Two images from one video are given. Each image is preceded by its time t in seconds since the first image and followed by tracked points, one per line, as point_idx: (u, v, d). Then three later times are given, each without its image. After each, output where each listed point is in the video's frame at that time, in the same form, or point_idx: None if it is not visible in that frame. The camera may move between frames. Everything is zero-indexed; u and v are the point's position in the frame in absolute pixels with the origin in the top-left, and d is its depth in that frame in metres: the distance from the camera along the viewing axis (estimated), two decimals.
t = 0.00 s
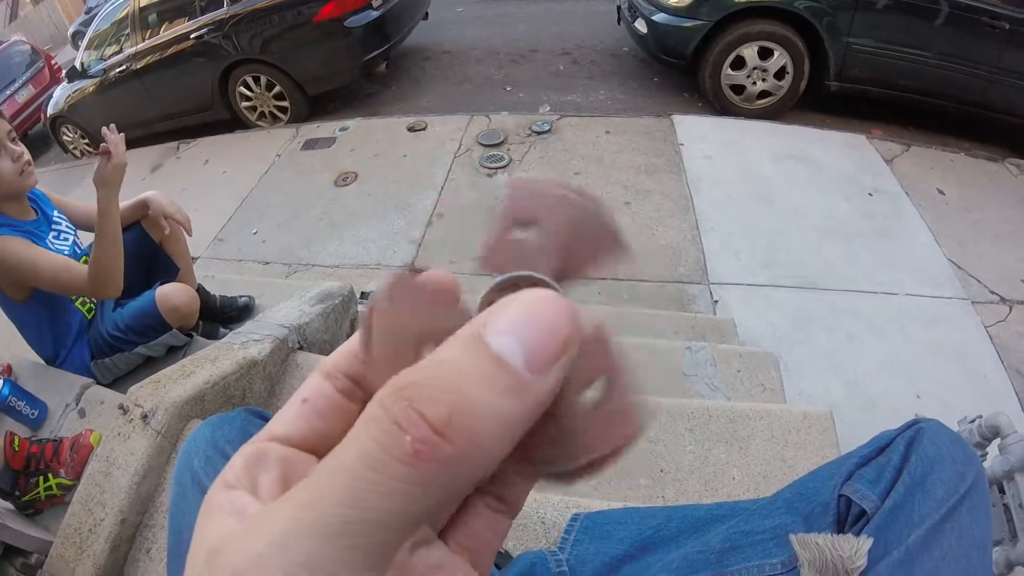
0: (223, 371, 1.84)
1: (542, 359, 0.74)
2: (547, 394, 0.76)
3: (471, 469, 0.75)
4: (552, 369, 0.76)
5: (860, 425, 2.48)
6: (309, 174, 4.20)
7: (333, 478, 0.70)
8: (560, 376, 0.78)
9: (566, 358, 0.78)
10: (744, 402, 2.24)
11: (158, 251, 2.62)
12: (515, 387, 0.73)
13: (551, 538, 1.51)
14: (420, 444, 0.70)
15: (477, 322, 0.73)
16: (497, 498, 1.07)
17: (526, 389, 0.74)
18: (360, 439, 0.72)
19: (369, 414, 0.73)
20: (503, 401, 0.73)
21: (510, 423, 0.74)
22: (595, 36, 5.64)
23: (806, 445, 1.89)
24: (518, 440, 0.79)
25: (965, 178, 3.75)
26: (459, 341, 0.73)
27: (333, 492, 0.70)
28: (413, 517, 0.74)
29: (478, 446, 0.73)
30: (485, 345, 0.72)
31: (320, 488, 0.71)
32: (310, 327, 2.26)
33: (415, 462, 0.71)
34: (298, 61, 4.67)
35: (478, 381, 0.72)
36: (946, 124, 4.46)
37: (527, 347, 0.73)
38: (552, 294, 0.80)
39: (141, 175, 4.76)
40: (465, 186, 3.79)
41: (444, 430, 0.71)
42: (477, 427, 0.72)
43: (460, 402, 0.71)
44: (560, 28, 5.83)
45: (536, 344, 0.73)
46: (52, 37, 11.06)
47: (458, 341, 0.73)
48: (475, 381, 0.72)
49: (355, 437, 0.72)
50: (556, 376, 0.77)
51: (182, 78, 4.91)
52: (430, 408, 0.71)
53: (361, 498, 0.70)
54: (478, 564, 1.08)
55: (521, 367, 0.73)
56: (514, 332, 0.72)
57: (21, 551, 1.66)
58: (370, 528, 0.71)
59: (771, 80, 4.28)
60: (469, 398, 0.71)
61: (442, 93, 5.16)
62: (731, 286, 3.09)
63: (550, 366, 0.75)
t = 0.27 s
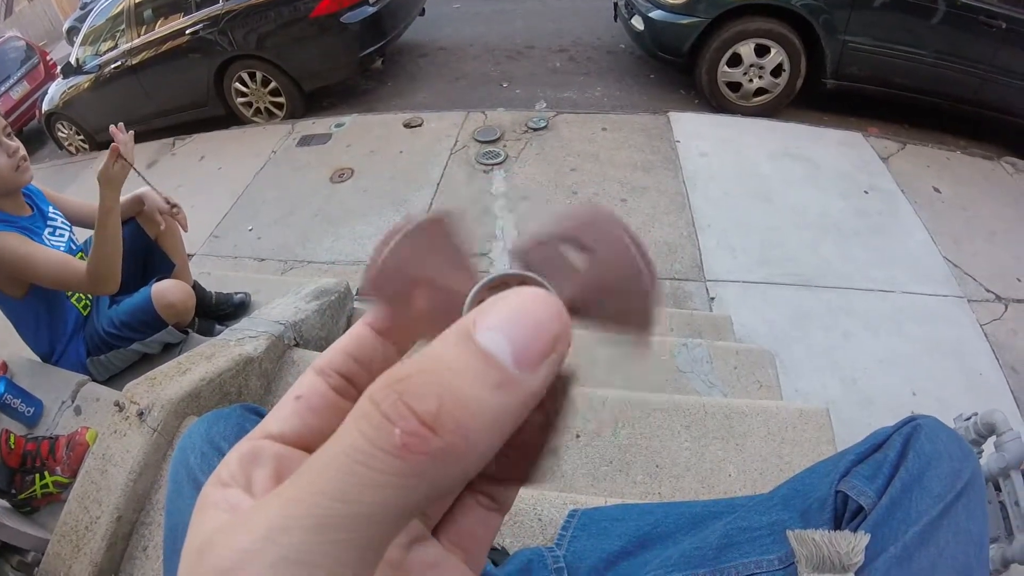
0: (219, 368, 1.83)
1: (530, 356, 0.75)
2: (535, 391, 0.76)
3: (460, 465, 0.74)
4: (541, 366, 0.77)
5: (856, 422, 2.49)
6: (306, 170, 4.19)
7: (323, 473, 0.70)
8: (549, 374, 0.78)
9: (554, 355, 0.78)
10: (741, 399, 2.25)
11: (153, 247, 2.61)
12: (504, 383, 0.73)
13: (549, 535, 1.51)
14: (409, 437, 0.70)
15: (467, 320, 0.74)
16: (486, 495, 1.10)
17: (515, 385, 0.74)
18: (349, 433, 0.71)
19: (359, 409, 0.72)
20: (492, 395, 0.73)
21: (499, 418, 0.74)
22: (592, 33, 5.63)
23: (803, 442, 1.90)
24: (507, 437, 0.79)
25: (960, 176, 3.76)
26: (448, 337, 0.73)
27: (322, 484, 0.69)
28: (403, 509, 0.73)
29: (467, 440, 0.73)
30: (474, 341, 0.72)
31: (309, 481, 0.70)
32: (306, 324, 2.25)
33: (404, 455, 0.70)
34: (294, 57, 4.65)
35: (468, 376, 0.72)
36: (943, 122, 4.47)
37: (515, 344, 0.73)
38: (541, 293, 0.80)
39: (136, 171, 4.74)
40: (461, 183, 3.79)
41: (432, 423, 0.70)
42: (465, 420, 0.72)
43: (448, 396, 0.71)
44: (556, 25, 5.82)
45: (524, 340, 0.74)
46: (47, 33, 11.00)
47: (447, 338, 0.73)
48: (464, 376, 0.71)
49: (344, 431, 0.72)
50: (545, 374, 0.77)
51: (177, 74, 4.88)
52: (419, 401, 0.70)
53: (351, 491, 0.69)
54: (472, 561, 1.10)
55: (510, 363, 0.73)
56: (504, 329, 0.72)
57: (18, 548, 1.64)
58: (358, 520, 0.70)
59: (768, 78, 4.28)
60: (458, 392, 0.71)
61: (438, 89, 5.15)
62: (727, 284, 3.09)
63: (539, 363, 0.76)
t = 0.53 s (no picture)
0: (217, 360, 1.82)
1: (520, 347, 0.74)
2: (526, 382, 0.75)
3: (449, 452, 0.73)
4: (531, 356, 0.76)
5: (854, 418, 2.49)
6: (304, 163, 4.17)
7: (313, 456, 0.70)
8: (540, 365, 0.77)
9: (545, 346, 0.77)
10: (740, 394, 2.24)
11: (151, 239, 2.59)
12: (494, 372, 0.72)
13: (546, 529, 1.51)
14: (397, 421, 0.69)
15: (457, 314, 0.73)
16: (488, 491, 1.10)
17: (505, 375, 0.73)
18: (340, 418, 0.71)
19: (352, 395, 0.72)
20: (481, 383, 0.72)
21: (489, 407, 0.73)
22: (593, 26, 5.60)
23: (801, 439, 1.89)
24: (499, 426, 0.78)
25: (960, 173, 3.75)
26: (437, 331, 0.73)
27: (314, 464, 0.70)
28: (391, 493, 0.72)
29: (456, 426, 0.72)
30: (464, 333, 0.72)
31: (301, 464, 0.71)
32: (304, 317, 2.25)
33: (392, 438, 0.69)
34: (293, 50, 4.63)
35: (457, 364, 0.71)
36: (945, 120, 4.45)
37: (505, 335, 0.73)
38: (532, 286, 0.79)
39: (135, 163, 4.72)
40: (461, 176, 3.77)
41: (421, 407, 0.70)
42: (454, 406, 0.71)
43: (437, 382, 0.70)
44: (557, 18, 5.79)
45: (514, 332, 0.73)
46: (46, 24, 10.92)
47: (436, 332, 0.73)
48: (453, 365, 0.71)
49: (336, 416, 0.72)
50: (535, 364, 0.76)
51: (176, 66, 4.85)
52: (407, 387, 0.70)
53: (339, 473, 0.69)
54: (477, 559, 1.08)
55: (499, 354, 0.72)
56: (493, 321, 0.72)
57: (14, 542, 1.67)
58: (345, 501, 0.70)
59: (769, 73, 4.26)
60: (447, 378, 0.70)
61: (438, 82, 5.12)
62: (727, 278, 3.09)
63: (529, 353, 0.75)
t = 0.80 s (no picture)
0: (215, 356, 1.81)
1: (518, 347, 0.73)
2: (522, 382, 0.74)
3: (444, 451, 0.73)
4: (529, 357, 0.75)
5: (852, 420, 2.48)
6: (304, 159, 4.16)
7: (306, 452, 0.70)
8: (539, 366, 0.77)
9: (544, 347, 0.76)
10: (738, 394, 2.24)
11: (150, 234, 2.59)
12: (491, 371, 0.71)
13: (544, 528, 1.51)
14: (393, 419, 0.69)
15: (458, 311, 0.73)
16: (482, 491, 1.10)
17: (502, 374, 0.72)
18: (336, 415, 0.71)
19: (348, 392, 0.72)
20: (478, 382, 0.71)
21: (486, 406, 0.72)
22: (594, 25, 5.59)
23: (799, 440, 1.89)
24: (495, 427, 0.77)
25: (960, 176, 3.75)
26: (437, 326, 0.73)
27: (304, 462, 0.70)
28: (385, 493, 0.72)
29: (452, 425, 0.71)
30: (462, 330, 0.71)
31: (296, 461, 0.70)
32: (303, 313, 2.24)
33: (388, 436, 0.69)
34: (293, 46, 4.62)
35: (455, 362, 0.70)
36: (945, 122, 4.45)
37: (504, 334, 0.72)
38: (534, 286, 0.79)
39: (134, 158, 4.71)
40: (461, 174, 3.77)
41: (418, 406, 0.69)
42: (451, 404, 0.70)
43: (434, 380, 0.70)
44: (558, 16, 5.78)
45: (512, 331, 0.72)
46: (47, 19, 10.91)
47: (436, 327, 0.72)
48: (450, 362, 0.70)
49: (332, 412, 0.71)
50: (532, 365, 0.75)
51: (176, 61, 4.84)
52: (404, 385, 0.69)
53: (331, 470, 0.69)
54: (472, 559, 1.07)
55: (498, 353, 0.72)
56: (493, 319, 0.71)
57: (10, 537, 1.64)
58: (337, 501, 0.69)
59: (770, 74, 4.25)
60: (444, 377, 0.70)
61: (438, 79, 5.11)
62: (726, 279, 3.09)
63: (528, 353, 0.74)
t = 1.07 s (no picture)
0: (216, 356, 1.81)
1: (524, 348, 0.73)
2: (528, 383, 0.74)
3: (450, 454, 0.73)
4: (534, 359, 0.75)
5: (853, 419, 2.48)
6: (304, 158, 4.16)
7: (310, 455, 0.70)
8: (545, 368, 0.76)
9: (549, 348, 0.76)
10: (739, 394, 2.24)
11: (150, 234, 2.59)
12: (497, 373, 0.72)
13: (544, 527, 1.51)
14: (399, 422, 0.69)
15: (463, 312, 0.73)
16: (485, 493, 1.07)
17: (507, 376, 0.72)
18: (340, 418, 0.71)
19: (352, 394, 0.72)
20: (484, 384, 0.71)
21: (491, 408, 0.72)
22: (594, 24, 5.59)
23: (800, 439, 1.89)
24: (501, 428, 0.77)
25: (960, 175, 3.75)
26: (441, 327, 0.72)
27: (309, 465, 0.70)
28: (389, 496, 0.72)
29: (457, 428, 0.71)
30: (467, 331, 0.71)
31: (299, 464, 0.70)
32: (303, 313, 2.24)
33: (392, 439, 0.69)
34: (293, 45, 4.62)
35: (459, 364, 0.70)
36: (944, 120, 4.45)
37: (509, 336, 0.72)
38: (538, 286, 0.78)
39: (134, 158, 4.71)
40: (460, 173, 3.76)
41: (423, 409, 0.69)
42: (456, 407, 0.70)
43: (439, 382, 0.70)
44: (558, 15, 5.78)
45: (517, 333, 0.72)
46: (47, 19, 10.92)
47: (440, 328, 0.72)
48: (455, 364, 0.70)
49: (336, 415, 0.71)
50: (539, 366, 0.75)
51: (176, 60, 4.84)
52: (410, 387, 0.69)
53: (335, 473, 0.69)
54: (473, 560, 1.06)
55: (503, 354, 0.72)
56: (497, 321, 0.71)
57: (11, 538, 1.65)
58: (341, 504, 0.69)
59: (770, 73, 4.25)
60: (449, 379, 0.70)
61: (438, 79, 5.11)
62: (726, 278, 3.08)
63: (533, 355, 0.74)
